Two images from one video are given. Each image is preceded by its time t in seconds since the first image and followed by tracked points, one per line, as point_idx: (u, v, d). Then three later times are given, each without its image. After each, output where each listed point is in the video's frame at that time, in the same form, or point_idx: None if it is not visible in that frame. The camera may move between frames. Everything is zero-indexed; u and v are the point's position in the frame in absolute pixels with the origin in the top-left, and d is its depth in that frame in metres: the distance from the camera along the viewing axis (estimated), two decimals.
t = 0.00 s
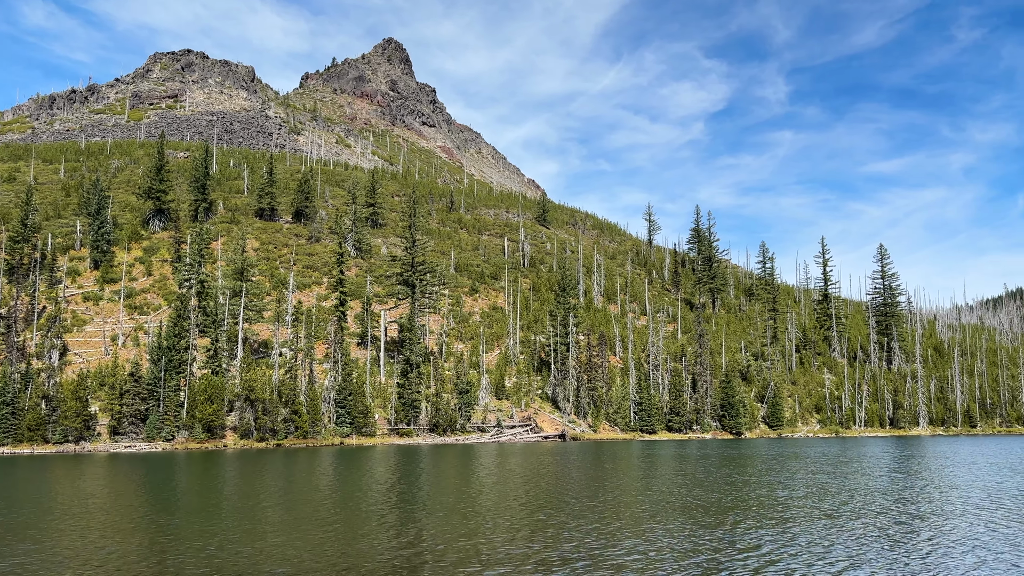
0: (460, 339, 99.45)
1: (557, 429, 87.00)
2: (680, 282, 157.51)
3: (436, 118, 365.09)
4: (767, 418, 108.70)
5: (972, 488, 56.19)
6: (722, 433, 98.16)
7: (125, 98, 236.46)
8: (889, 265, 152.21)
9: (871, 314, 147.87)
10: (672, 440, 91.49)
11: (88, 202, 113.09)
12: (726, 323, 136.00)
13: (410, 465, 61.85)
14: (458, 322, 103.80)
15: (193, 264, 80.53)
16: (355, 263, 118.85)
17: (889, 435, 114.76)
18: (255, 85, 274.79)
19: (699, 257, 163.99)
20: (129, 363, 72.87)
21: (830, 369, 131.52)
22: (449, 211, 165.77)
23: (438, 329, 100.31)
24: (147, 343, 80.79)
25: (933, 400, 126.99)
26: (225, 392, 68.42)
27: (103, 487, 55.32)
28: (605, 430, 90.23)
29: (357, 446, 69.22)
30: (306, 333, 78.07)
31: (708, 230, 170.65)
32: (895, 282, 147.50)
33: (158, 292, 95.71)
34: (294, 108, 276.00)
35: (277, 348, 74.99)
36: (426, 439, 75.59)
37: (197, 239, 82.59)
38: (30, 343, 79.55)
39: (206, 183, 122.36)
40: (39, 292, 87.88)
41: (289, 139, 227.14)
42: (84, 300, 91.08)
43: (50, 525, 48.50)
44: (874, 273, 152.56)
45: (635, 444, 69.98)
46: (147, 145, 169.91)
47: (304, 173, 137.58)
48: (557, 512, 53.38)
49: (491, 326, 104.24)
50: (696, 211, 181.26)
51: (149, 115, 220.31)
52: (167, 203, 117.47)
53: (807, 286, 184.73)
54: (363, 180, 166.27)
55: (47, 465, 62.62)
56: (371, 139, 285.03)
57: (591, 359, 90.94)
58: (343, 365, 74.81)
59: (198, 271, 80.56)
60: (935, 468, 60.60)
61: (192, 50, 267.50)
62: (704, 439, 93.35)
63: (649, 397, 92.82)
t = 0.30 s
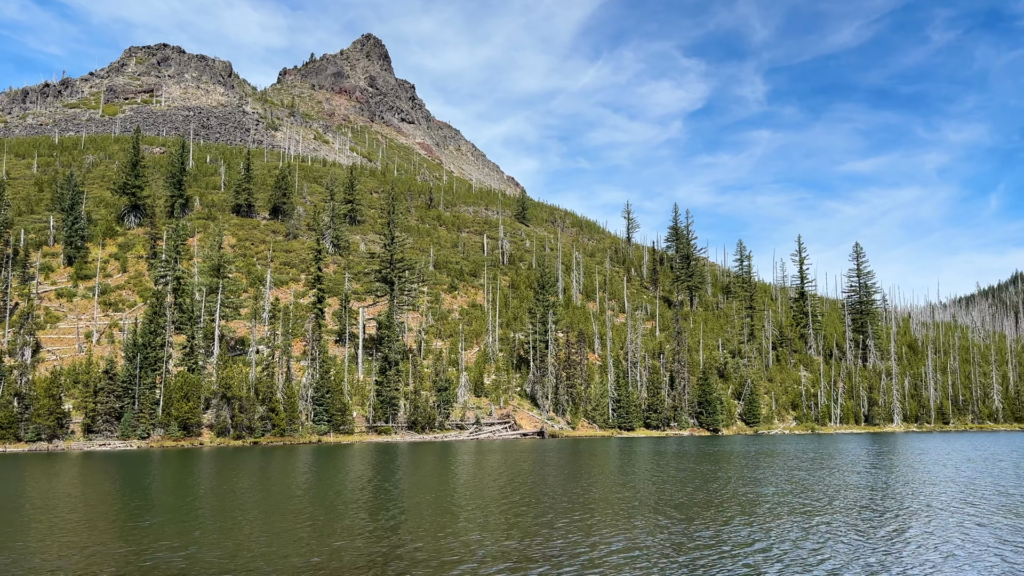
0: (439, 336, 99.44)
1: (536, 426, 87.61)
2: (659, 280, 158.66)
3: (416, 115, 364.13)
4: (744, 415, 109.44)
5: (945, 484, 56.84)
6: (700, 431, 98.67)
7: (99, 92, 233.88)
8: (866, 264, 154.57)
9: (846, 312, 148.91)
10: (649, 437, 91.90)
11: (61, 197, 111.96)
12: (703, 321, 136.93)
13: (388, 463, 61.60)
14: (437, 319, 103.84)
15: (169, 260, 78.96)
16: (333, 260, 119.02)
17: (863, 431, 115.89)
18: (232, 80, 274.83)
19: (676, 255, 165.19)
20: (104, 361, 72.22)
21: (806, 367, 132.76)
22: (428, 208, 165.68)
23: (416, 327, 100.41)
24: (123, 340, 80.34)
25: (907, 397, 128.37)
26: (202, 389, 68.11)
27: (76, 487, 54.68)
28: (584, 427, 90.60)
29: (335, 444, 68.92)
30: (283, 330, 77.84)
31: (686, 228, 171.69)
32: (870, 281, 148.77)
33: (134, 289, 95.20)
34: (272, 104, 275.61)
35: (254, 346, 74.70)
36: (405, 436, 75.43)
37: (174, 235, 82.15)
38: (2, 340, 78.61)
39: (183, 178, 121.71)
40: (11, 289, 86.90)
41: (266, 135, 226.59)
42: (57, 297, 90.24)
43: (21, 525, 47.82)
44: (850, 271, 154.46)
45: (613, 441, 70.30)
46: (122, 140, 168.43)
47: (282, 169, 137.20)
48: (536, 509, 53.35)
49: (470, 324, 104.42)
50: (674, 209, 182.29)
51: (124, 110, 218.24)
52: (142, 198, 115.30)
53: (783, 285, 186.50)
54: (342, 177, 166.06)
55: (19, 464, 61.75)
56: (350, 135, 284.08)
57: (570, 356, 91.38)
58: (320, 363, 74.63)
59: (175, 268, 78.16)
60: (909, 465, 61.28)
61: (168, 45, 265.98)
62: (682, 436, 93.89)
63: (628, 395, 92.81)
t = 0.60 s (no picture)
0: (417, 334, 99.40)
1: (515, 424, 87.52)
2: (637, 278, 159.93)
3: (394, 111, 362.47)
4: (721, 412, 110.34)
5: (918, 480, 57.64)
6: (677, 428, 99.51)
7: (73, 86, 230.85)
8: (841, 262, 154.52)
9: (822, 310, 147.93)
10: (627, 434, 92.66)
11: (33, 192, 110.68)
12: (681, 318, 137.88)
13: (366, 461, 61.43)
14: (416, 317, 103.92)
15: (145, 257, 80.25)
16: (311, 257, 119.14)
17: (839, 428, 117.18)
18: (209, 75, 273.63)
19: (655, 253, 166.19)
20: (78, 358, 71.59)
21: (783, 364, 133.93)
22: (407, 205, 165.39)
23: (395, 325, 100.54)
24: (97, 337, 79.80)
25: (881, 394, 129.97)
26: (178, 387, 67.87)
27: (50, 486, 54.02)
28: (562, 425, 91.32)
29: (313, 442, 68.65)
30: (260, 328, 77.72)
31: (665, 227, 172.73)
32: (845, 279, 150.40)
33: (108, 286, 94.48)
34: (249, 99, 274.31)
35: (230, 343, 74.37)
36: (383, 434, 75.92)
37: (149, 231, 81.92)
38: None
39: (158, 174, 121.08)
40: None
41: (243, 130, 225.66)
42: (30, 293, 89.30)
43: None
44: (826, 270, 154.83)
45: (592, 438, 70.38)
46: (96, 135, 166.74)
47: (259, 165, 136.62)
48: (515, 506, 53.38)
49: (449, 321, 104.56)
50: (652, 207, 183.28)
51: (98, 104, 215.63)
52: (116, 194, 115.32)
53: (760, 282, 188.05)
54: (320, 173, 165.66)
55: None
56: (328, 131, 282.78)
57: (548, 353, 91.63)
58: (297, 360, 74.43)
59: (150, 264, 79.79)
60: (884, 461, 62.04)
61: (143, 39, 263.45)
62: (660, 433, 94.69)
63: (605, 392, 93.97)
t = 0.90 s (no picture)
0: (396, 332, 99.01)
1: (494, 421, 88.85)
2: (616, 276, 158.99)
3: (374, 108, 361.12)
4: (699, 409, 111.59)
5: (893, 477, 58.27)
6: (656, 425, 100.87)
7: (47, 80, 227.18)
8: (817, 261, 156.25)
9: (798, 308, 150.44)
10: (605, 431, 93.81)
11: (4, 187, 109.09)
12: (659, 316, 139.02)
13: (344, 459, 61.10)
14: (395, 314, 103.83)
15: (120, 254, 79.82)
16: (288, 254, 119.16)
17: (815, 426, 118.53)
18: (186, 70, 272.24)
19: (634, 251, 167.25)
20: (51, 355, 70.74)
21: (760, 362, 135.18)
22: (385, 203, 165.12)
23: (373, 322, 100.70)
24: (71, 335, 79.07)
25: (857, 392, 131.50)
26: (153, 384, 67.59)
27: (21, 486, 53.13)
28: (540, 422, 92.69)
29: (290, 441, 68.27)
30: (237, 325, 77.45)
31: (644, 225, 173.73)
32: (822, 278, 151.68)
33: (82, 283, 93.56)
34: (226, 95, 272.72)
35: (206, 340, 73.96)
36: (360, 432, 77.27)
37: (124, 228, 81.44)
38: None
39: (133, 169, 120.24)
40: None
41: (220, 127, 224.66)
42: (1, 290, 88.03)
43: None
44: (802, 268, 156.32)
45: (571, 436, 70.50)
46: (70, 130, 164.69)
47: (237, 161, 135.92)
48: (494, 504, 53.27)
49: (428, 319, 104.66)
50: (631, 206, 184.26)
51: (72, 99, 212.59)
52: (91, 190, 114.73)
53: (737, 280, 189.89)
54: (298, 170, 165.06)
55: None
56: (306, 128, 281.17)
57: (527, 351, 92.26)
58: (275, 358, 74.23)
59: (125, 261, 79.30)
60: (859, 457, 62.64)
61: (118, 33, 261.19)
62: (638, 430, 95.72)
63: (584, 389, 95.46)
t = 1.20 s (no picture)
0: (375, 329, 100.00)
1: (473, 420, 88.20)
2: (595, 274, 162.14)
3: (353, 105, 359.23)
4: (677, 407, 113.11)
5: (869, 474, 58.84)
6: (634, 422, 102.51)
7: (20, 73, 223.98)
8: (794, 260, 158.13)
9: (777, 307, 152.15)
10: (584, 429, 95.24)
11: None
12: (638, 315, 140.16)
13: (322, 457, 60.88)
14: (374, 312, 104.60)
15: (95, 249, 77.54)
16: (266, 250, 119.08)
17: (791, 423, 119.87)
18: (162, 65, 271.10)
19: (613, 250, 168.18)
20: (24, 352, 70.33)
21: (737, 360, 136.41)
22: (364, 199, 165.01)
23: (351, 320, 101.18)
24: (45, 331, 78.53)
25: (833, 390, 132.69)
26: (129, 382, 67.23)
27: None
28: (520, 420, 93.43)
29: (268, 439, 67.98)
30: (214, 322, 77.26)
31: (623, 224, 174.73)
32: (799, 277, 153.12)
33: (57, 279, 92.85)
34: (204, 90, 270.92)
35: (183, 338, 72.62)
36: (339, 430, 76.81)
37: (100, 224, 81.00)
38: None
39: (109, 164, 119.75)
40: None
41: (197, 122, 223.59)
42: None
43: None
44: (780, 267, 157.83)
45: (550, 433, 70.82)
46: (44, 124, 162.91)
47: (214, 157, 135.52)
48: (471, 502, 53.23)
49: (407, 317, 105.00)
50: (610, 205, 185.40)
51: (47, 92, 209.98)
52: (65, 185, 112.03)
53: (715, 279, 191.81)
54: (276, 166, 164.67)
55: None
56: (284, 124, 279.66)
57: (506, 349, 93.29)
58: (252, 355, 73.70)
59: (100, 258, 77.52)
60: (836, 455, 63.21)
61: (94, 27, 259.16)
62: (616, 428, 96.90)
63: (563, 387, 97.04)
